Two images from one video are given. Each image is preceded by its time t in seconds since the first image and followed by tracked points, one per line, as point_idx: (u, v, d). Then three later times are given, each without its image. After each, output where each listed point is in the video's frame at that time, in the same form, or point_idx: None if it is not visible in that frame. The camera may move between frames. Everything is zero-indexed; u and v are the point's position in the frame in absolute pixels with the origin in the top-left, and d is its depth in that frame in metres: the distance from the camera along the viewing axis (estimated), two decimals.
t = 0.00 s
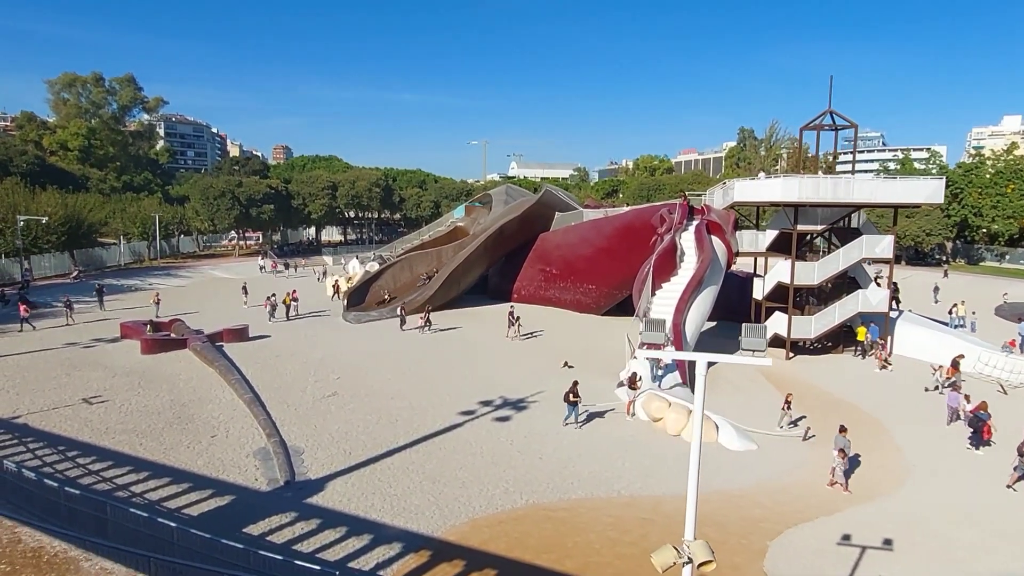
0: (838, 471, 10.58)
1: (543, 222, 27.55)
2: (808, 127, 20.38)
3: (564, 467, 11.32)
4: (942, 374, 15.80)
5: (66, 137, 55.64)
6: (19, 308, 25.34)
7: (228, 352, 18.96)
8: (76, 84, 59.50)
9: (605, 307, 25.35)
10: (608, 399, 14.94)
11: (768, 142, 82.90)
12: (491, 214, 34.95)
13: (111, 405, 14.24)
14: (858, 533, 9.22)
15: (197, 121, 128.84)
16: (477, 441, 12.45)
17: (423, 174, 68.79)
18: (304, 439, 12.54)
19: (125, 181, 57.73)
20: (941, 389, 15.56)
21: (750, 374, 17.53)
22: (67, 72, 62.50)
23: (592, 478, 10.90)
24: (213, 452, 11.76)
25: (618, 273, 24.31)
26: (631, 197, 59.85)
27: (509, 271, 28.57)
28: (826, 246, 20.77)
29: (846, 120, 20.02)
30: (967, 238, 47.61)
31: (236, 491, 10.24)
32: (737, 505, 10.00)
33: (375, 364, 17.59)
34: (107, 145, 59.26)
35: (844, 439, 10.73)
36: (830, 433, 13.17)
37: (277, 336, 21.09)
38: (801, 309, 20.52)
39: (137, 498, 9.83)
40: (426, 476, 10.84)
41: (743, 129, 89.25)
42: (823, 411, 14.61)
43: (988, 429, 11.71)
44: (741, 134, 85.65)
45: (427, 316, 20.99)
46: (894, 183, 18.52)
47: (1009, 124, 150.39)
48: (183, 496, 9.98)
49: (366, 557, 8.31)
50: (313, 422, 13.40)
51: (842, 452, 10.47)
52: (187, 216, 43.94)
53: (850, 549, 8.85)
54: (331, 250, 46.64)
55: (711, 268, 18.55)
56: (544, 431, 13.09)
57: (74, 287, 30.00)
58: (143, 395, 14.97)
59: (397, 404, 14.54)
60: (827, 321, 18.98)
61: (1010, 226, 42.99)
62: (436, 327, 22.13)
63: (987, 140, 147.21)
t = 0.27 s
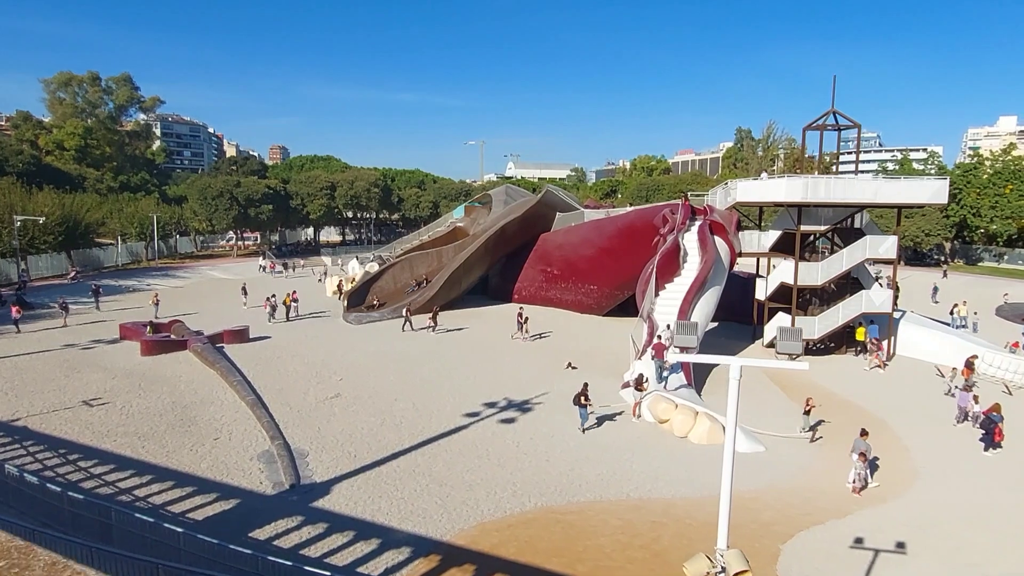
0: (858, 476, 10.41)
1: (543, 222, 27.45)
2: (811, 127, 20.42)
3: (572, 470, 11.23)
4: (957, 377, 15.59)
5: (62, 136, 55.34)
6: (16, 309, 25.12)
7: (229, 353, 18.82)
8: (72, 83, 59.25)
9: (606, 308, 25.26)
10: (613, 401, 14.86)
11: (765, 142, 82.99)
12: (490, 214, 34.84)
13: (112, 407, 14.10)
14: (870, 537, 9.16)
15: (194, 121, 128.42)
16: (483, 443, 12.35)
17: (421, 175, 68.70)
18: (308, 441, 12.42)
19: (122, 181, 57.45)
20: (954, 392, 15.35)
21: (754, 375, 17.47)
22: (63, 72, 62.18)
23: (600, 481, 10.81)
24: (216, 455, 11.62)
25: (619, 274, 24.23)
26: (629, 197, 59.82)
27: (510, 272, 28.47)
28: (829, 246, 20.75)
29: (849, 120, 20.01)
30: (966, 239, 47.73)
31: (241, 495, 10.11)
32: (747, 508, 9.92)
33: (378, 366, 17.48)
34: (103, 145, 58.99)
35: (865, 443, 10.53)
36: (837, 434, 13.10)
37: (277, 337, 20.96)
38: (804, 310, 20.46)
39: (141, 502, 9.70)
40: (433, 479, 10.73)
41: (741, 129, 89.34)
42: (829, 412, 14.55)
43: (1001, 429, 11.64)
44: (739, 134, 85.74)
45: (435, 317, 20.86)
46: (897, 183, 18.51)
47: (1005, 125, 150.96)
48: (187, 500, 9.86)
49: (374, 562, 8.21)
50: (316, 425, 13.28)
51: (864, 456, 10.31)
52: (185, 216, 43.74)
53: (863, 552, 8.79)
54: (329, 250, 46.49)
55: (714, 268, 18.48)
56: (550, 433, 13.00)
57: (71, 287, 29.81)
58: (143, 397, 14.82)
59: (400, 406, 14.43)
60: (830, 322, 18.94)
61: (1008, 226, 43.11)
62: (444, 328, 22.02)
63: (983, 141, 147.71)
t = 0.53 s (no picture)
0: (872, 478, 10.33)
1: (539, 221, 27.35)
2: (808, 126, 20.37)
3: (574, 471, 11.14)
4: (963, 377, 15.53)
5: (51, 134, 54.73)
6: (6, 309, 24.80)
7: (224, 353, 18.62)
8: (61, 81, 58.69)
9: (602, 306, 25.20)
10: (613, 401, 14.77)
11: (757, 141, 83.33)
12: (485, 213, 34.70)
13: (106, 409, 13.91)
14: (876, 537, 9.13)
15: (184, 119, 127.55)
16: (483, 444, 12.24)
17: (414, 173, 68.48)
18: (307, 443, 12.27)
19: (112, 179, 56.95)
20: (959, 393, 15.26)
21: (753, 374, 17.45)
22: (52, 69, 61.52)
23: (603, 483, 10.72)
24: (214, 457, 11.46)
25: (616, 273, 24.16)
26: (623, 196, 59.81)
27: (506, 271, 28.36)
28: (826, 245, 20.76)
29: (846, 119, 19.96)
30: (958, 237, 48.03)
31: (240, 498, 9.97)
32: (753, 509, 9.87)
33: (375, 365, 17.34)
34: (93, 144, 58.42)
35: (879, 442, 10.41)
36: (838, 434, 13.08)
37: (272, 338, 20.77)
38: (801, 309, 20.47)
39: (138, 506, 9.55)
40: (434, 480, 10.62)
41: (733, 128, 89.57)
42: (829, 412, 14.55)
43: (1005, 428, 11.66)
44: (731, 133, 85.94)
45: (437, 316, 20.72)
46: (895, 182, 18.54)
47: (994, 124, 152.17)
48: (186, 504, 9.71)
49: (378, 566, 8.09)
50: (315, 426, 13.14)
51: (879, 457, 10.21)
52: (176, 215, 43.38)
53: (870, 553, 8.76)
54: (322, 249, 46.24)
55: (713, 268, 18.44)
56: (551, 433, 12.90)
57: (61, 287, 29.47)
58: (138, 398, 14.63)
59: (399, 406, 14.30)
60: (828, 321, 18.96)
61: (1000, 224, 43.39)
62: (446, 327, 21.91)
63: (972, 140, 148.79)
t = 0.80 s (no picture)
0: (890, 480, 10.23)
1: (535, 222, 27.26)
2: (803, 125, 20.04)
3: (578, 474, 11.06)
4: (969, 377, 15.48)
5: (40, 136, 54.15)
6: None
7: (220, 357, 18.43)
8: (51, 82, 58.08)
9: (599, 307, 25.15)
10: (614, 403, 14.71)
11: (749, 141, 83.64)
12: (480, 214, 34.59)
13: (101, 415, 13.72)
14: (883, 539, 9.10)
15: (173, 121, 126.74)
16: (485, 447, 12.14)
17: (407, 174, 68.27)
18: (306, 447, 12.13)
19: (102, 181, 56.48)
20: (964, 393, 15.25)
21: (752, 375, 17.43)
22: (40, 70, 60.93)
23: (608, 486, 10.64)
24: (212, 463, 11.30)
25: (613, 274, 24.12)
26: (617, 196, 59.79)
27: (501, 272, 28.26)
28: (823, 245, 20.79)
29: (842, 119, 19.70)
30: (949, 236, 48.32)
31: (241, 505, 9.83)
32: (759, 511, 9.82)
33: (373, 368, 17.20)
34: (82, 145, 57.89)
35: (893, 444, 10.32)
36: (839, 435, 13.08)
37: (268, 340, 20.59)
38: (799, 309, 20.49)
39: (137, 513, 9.39)
40: (437, 484, 10.51)
41: (724, 128, 89.85)
42: (829, 412, 14.55)
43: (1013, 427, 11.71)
44: (723, 134, 86.16)
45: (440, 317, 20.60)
46: (892, 181, 18.56)
47: (982, 123, 153.42)
48: (185, 511, 9.56)
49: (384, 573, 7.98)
50: (314, 430, 13.00)
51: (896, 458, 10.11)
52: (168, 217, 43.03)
53: (878, 555, 8.72)
54: (315, 251, 45.99)
55: (711, 268, 18.42)
56: (553, 436, 12.82)
57: (52, 291, 29.14)
58: (134, 403, 14.43)
59: (399, 409, 14.17)
60: (826, 321, 18.99)
61: (991, 223, 43.67)
62: (449, 329, 21.82)
63: (960, 140, 149.91)
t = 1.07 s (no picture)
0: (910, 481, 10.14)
1: (532, 221, 27.19)
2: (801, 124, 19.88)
3: (584, 475, 10.99)
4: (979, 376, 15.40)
5: (32, 137, 53.58)
6: None
7: (217, 358, 18.27)
8: (42, 82, 57.63)
9: (597, 306, 25.09)
10: (617, 402, 14.64)
11: (742, 140, 83.93)
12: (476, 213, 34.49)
13: (99, 417, 13.55)
14: (893, 537, 9.07)
15: (165, 121, 126.10)
16: (489, 448, 12.04)
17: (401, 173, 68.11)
18: (309, 449, 12.00)
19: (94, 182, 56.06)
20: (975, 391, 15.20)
21: (754, 374, 17.41)
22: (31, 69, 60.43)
23: (615, 486, 10.57)
24: (214, 465, 11.17)
25: (611, 272, 24.06)
26: (612, 196, 59.80)
27: (499, 271, 28.16)
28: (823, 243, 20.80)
29: (841, 117, 19.59)
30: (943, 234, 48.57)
31: (244, 507, 9.70)
32: (767, 510, 9.76)
33: (373, 368, 17.08)
34: (74, 145, 57.43)
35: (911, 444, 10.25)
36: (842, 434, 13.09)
37: (265, 341, 20.43)
38: (798, 307, 20.48)
39: (139, 517, 9.26)
40: (442, 486, 10.41)
41: (718, 127, 90.09)
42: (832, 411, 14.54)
43: None
44: (716, 133, 86.38)
45: (446, 316, 20.50)
46: (892, 179, 18.55)
47: (972, 122, 154.42)
48: (188, 514, 9.43)
49: None
50: (315, 431, 12.88)
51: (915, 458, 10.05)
52: (162, 218, 42.73)
53: (888, 553, 8.69)
54: (310, 250, 45.78)
55: (711, 266, 18.39)
56: (556, 436, 12.74)
57: (45, 292, 28.86)
58: (132, 405, 14.27)
59: (401, 410, 14.06)
60: (826, 319, 19.00)
61: (985, 221, 43.91)
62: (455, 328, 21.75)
63: (951, 138, 150.82)
